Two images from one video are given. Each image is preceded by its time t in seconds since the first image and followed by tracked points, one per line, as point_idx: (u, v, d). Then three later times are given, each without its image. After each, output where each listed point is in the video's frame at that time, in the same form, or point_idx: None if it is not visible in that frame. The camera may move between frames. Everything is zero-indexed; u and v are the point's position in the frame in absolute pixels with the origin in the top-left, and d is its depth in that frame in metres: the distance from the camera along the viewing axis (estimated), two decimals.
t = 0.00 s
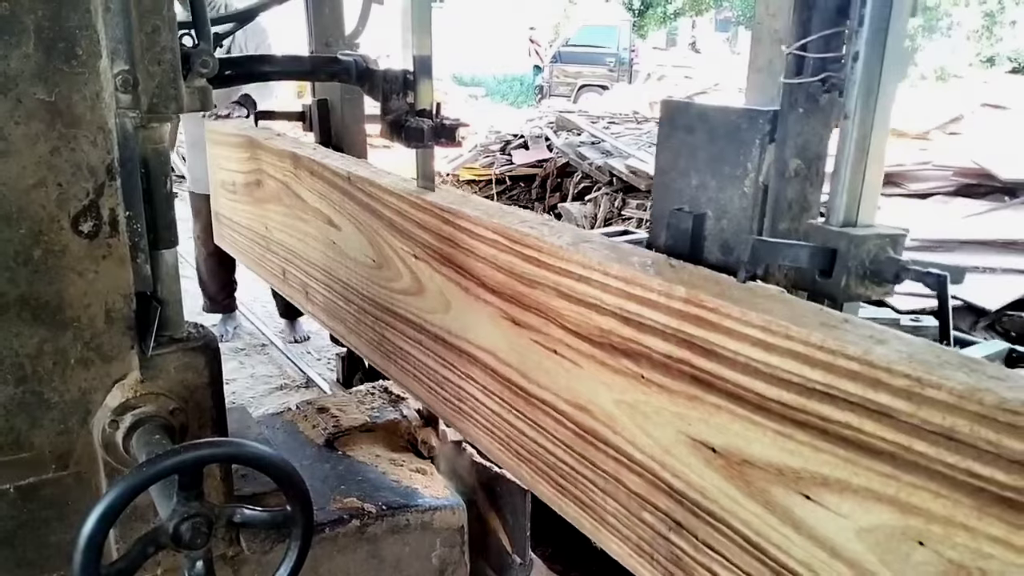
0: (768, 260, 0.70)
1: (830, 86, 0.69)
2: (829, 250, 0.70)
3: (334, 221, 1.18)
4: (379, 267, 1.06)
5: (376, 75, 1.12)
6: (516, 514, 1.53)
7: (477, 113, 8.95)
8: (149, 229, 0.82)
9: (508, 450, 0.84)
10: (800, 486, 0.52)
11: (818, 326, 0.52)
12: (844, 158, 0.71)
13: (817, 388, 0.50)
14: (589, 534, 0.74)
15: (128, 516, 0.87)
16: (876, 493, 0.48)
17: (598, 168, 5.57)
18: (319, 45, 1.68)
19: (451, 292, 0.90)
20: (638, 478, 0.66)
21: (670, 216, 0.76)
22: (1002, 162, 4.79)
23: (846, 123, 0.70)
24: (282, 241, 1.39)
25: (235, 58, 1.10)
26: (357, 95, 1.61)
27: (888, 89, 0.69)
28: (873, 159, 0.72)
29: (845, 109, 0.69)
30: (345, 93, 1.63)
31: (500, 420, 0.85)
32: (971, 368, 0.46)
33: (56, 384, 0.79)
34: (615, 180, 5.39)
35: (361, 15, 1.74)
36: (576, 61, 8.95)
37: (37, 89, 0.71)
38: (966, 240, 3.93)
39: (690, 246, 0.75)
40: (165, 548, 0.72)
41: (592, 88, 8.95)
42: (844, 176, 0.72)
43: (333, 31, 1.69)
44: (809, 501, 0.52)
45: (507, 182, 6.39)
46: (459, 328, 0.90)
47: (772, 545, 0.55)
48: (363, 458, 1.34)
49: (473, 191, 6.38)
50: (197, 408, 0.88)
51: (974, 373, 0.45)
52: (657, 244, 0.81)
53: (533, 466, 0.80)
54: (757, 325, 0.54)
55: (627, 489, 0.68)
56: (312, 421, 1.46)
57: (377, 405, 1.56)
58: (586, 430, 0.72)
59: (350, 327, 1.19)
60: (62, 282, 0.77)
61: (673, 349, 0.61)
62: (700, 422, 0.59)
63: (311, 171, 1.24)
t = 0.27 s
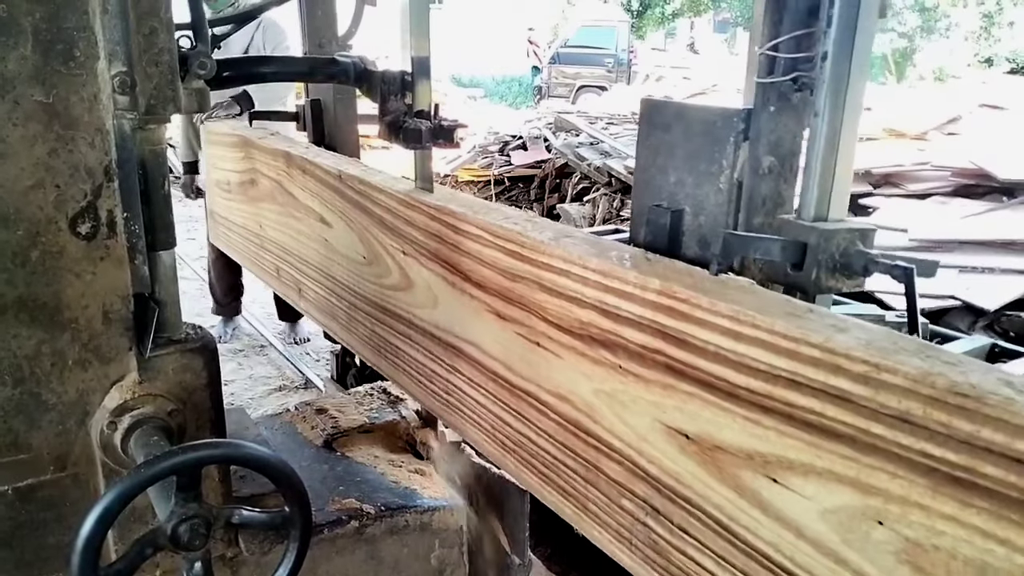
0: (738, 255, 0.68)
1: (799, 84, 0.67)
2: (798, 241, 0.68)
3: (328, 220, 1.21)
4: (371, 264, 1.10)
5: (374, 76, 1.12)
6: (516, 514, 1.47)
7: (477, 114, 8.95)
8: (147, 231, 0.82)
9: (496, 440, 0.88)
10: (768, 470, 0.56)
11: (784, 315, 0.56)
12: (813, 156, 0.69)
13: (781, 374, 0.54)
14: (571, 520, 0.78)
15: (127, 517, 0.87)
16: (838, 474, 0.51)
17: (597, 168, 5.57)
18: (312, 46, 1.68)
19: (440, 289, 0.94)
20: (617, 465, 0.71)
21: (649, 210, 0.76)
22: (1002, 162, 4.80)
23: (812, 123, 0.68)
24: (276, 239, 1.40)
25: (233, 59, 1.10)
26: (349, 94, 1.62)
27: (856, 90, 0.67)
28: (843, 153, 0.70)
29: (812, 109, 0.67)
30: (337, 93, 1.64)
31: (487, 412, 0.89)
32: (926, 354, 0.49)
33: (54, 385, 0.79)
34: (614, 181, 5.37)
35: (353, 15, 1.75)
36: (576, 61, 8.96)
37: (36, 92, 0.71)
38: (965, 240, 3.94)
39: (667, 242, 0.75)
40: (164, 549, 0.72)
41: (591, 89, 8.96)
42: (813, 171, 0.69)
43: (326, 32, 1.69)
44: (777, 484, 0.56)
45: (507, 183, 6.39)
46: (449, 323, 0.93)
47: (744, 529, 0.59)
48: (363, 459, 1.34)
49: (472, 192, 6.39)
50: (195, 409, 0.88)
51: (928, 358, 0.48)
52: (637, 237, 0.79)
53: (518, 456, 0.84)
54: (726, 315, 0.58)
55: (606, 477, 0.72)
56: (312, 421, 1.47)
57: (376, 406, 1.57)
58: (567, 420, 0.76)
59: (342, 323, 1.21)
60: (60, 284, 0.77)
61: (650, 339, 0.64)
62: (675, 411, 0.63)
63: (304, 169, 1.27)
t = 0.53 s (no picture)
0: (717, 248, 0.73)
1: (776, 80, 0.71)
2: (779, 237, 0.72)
3: (322, 217, 1.22)
4: (364, 261, 1.12)
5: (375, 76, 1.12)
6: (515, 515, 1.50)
7: (477, 115, 8.94)
8: (147, 230, 0.82)
9: (485, 432, 0.92)
10: (743, 457, 0.60)
11: (758, 307, 0.59)
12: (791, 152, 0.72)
13: (754, 363, 0.57)
14: (556, 509, 0.82)
15: (127, 516, 0.87)
16: (808, 461, 0.55)
17: (598, 168, 5.56)
18: (309, 45, 1.69)
19: (432, 285, 0.97)
20: (601, 455, 0.74)
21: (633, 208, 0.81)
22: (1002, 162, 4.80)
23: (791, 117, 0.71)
24: (272, 236, 1.41)
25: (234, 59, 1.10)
26: (346, 94, 1.62)
27: (831, 86, 0.70)
28: (820, 154, 0.73)
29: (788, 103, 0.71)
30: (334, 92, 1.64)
31: (476, 404, 0.92)
32: (889, 343, 0.53)
33: (54, 384, 0.79)
34: (614, 181, 5.36)
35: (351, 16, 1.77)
36: (576, 62, 8.95)
37: (36, 91, 0.71)
38: (966, 241, 3.95)
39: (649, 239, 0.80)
40: (163, 548, 0.72)
41: (592, 89, 8.95)
42: (792, 167, 0.73)
43: (322, 32, 1.70)
44: (752, 471, 0.59)
45: (507, 183, 6.39)
46: (440, 319, 0.96)
47: (722, 516, 0.63)
48: (363, 459, 1.34)
49: (472, 191, 6.38)
50: (195, 408, 0.88)
51: (892, 348, 0.51)
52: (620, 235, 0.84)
53: (507, 448, 0.88)
54: (702, 306, 0.61)
55: (591, 466, 0.76)
56: (311, 421, 1.47)
57: (376, 406, 1.56)
58: (554, 411, 0.79)
59: (337, 319, 1.23)
60: (60, 283, 0.77)
61: (632, 331, 0.68)
62: (655, 401, 0.67)
63: (299, 167, 1.27)
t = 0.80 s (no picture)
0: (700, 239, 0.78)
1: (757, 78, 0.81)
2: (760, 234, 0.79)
3: (318, 214, 1.23)
4: (357, 257, 1.13)
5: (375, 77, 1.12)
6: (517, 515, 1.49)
7: (479, 116, 8.94)
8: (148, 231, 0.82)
9: (475, 425, 0.94)
10: (720, 446, 0.62)
11: (734, 300, 0.62)
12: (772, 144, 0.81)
13: (729, 354, 0.60)
14: (543, 499, 0.84)
15: (128, 518, 0.88)
16: (782, 448, 0.56)
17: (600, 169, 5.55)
18: (307, 46, 1.70)
19: (424, 281, 0.98)
20: (586, 446, 0.76)
21: (621, 205, 0.88)
22: (1004, 162, 4.80)
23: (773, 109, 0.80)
24: (270, 235, 1.41)
25: (236, 61, 1.10)
26: (342, 92, 1.63)
27: (810, 83, 0.79)
28: (799, 152, 0.82)
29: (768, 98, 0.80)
30: (330, 92, 1.65)
31: (467, 397, 0.94)
32: (858, 335, 0.55)
33: (56, 385, 0.79)
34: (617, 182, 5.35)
35: (349, 19, 1.77)
36: (578, 63, 8.95)
37: (38, 92, 0.71)
38: (967, 242, 3.95)
39: (635, 235, 0.86)
40: (164, 549, 0.72)
41: (594, 90, 8.94)
42: (772, 165, 0.81)
43: (320, 33, 1.71)
44: (728, 459, 0.61)
45: (509, 184, 6.38)
46: (433, 315, 0.98)
47: (702, 503, 0.64)
48: (364, 460, 1.34)
49: (474, 192, 6.37)
50: (196, 409, 0.89)
51: (861, 338, 0.54)
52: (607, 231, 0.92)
53: (496, 440, 0.90)
54: (681, 299, 0.64)
55: (576, 457, 0.78)
56: (313, 422, 1.47)
57: (377, 407, 1.56)
58: (541, 403, 0.82)
59: (335, 316, 1.22)
60: (62, 285, 0.77)
61: (614, 324, 0.71)
62: (636, 392, 0.69)
63: (296, 167, 1.28)
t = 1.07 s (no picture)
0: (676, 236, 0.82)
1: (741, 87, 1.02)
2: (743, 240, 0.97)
3: (315, 215, 1.23)
4: (353, 256, 1.13)
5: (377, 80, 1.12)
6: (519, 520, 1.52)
7: (482, 119, 8.94)
8: (150, 235, 0.83)
9: (466, 421, 0.94)
10: (699, 439, 0.63)
11: (713, 297, 0.63)
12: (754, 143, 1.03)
13: (707, 349, 0.61)
14: (532, 494, 0.85)
15: (129, 520, 0.88)
16: (757, 441, 0.58)
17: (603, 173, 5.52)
18: (306, 49, 1.70)
19: (417, 280, 0.99)
20: (573, 441, 0.77)
21: (608, 205, 0.88)
22: (1006, 166, 4.79)
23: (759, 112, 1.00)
24: (268, 236, 1.42)
25: (238, 65, 1.10)
26: (341, 95, 1.63)
27: (791, 85, 0.79)
28: (779, 152, 0.81)
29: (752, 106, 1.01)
30: (329, 95, 1.65)
31: (458, 394, 0.94)
32: (831, 330, 0.56)
33: (58, 388, 0.80)
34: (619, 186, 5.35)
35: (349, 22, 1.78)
36: (581, 66, 8.94)
37: (41, 96, 0.72)
38: (970, 246, 3.95)
39: (622, 235, 0.87)
40: (164, 552, 0.72)
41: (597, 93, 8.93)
42: (756, 164, 0.81)
43: (319, 36, 1.71)
44: (707, 452, 0.62)
45: (512, 188, 6.37)
46: (425, 314, 0.98)
47: (682, 495, 0.65)
48: (364, 463, 1.34)
49: (476, 196, 6.37)
50: (198, 412, 0.89)
51: (834, 333, 0.55)
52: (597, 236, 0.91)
53: (487, 437, 0.90)
54: (661, 296, 0.65)
55: (564, 452, 0.79)
56: (313, 425, 1.46)
57: (379, 410, 1.56)
58: (530, 399, 0.82)
59: (330, 316, 1.23)
60: (64, 288, 0.77)
61: (599, 321, 0.71)
62: (620, 387, 0.70)
63: (294, 168, 1.28)
